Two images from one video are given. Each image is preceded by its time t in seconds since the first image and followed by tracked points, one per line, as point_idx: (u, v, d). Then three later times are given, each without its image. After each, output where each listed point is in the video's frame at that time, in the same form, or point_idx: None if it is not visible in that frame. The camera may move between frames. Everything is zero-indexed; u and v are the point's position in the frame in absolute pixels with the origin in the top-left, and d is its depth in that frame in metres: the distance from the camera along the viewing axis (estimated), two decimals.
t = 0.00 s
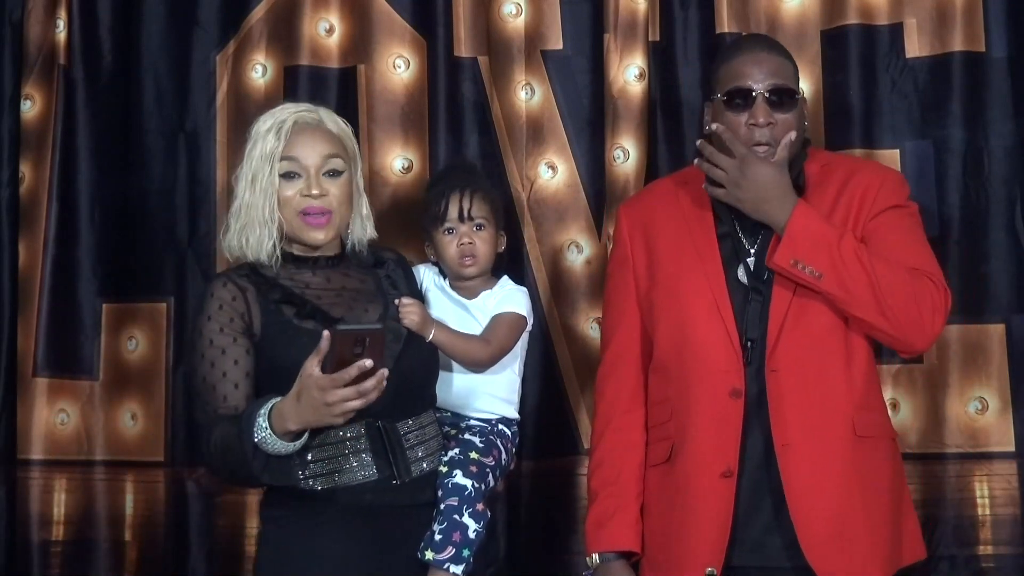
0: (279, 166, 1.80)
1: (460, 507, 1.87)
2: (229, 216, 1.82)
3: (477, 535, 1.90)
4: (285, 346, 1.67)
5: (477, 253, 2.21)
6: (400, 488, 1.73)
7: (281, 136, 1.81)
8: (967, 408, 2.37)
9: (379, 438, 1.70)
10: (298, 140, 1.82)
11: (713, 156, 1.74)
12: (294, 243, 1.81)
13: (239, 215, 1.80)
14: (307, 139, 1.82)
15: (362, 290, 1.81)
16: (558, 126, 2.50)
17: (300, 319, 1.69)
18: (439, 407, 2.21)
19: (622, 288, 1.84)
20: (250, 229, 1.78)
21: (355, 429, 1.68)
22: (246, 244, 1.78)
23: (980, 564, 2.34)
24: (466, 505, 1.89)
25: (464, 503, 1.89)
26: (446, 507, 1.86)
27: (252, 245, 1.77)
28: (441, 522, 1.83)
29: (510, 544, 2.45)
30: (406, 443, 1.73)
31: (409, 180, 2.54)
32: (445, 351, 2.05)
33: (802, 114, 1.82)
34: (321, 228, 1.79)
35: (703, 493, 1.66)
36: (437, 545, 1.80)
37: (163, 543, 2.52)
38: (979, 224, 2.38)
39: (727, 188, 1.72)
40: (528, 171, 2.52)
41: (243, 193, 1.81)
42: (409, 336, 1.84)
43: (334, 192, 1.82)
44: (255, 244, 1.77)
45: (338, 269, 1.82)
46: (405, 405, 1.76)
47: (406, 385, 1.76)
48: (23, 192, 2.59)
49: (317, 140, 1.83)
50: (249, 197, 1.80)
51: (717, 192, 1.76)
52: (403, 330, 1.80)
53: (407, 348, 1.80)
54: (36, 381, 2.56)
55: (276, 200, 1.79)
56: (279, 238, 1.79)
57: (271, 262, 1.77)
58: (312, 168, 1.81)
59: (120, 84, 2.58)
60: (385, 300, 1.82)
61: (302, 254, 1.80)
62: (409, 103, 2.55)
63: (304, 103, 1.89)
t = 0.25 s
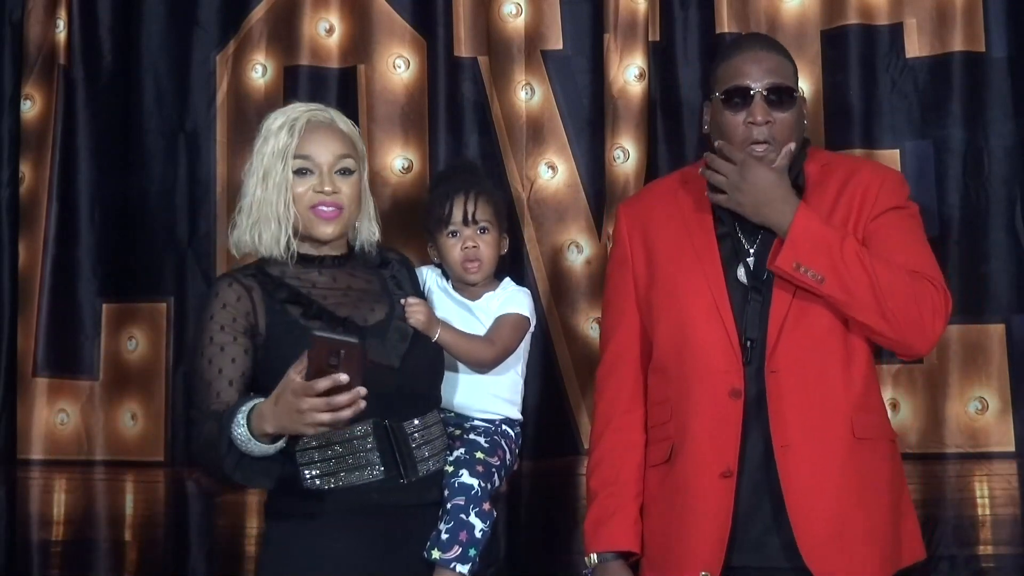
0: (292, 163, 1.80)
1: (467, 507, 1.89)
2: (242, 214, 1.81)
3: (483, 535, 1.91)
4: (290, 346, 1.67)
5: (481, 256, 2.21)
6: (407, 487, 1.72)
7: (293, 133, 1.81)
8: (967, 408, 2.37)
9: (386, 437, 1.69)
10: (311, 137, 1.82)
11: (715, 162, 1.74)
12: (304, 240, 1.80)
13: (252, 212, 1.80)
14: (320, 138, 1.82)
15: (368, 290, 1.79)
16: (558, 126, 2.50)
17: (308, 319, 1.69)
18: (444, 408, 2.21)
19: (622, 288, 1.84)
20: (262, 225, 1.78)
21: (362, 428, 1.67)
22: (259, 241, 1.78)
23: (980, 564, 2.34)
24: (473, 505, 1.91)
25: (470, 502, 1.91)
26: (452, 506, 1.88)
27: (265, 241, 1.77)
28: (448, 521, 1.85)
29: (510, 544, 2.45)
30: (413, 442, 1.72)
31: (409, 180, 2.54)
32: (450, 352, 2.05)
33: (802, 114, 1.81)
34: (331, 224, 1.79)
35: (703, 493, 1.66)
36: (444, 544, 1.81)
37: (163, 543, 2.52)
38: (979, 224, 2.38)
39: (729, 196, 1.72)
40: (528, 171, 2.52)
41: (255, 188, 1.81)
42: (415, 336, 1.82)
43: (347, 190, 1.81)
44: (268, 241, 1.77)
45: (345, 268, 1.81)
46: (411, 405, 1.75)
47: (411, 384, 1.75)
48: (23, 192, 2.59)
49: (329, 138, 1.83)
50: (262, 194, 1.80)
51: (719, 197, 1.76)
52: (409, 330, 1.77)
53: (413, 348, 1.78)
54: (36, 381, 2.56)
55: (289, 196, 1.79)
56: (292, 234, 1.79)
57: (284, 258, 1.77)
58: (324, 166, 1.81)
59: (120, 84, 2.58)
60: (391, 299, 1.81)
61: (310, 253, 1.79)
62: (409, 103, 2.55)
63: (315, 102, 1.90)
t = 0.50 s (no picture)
0: (295, 169, 1.78)
1: (473, 507, 1.86)
2: (245, 219, 1.79)
3: (489, 534, 1.89)
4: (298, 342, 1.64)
5: (484, 257, 2.21)
6: (414, 487, 1.72)
7: (296, 138, 1.79)
8: (967, 408, 2.37)
9: (393, 436, 1.69)
10: (314, 143, 1.79)
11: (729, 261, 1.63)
12: (308, 246, 1.80)
13: (256, 218, 1.77)
14: (323, 142, 1.79)
15: (373, 289, 1.81)
16: (558, 126, 2.50)
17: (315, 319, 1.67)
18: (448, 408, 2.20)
19: (619, 287, 1.86)
20: (267, 232, 1.76)
21: (369, 427, 1.68)
22: (264, 248, 1.76)
23: (980, 563, 2.34)
24: (478, 504, 1.89)
25: (476, 502, 1.89)
26: (458, 506, 1.86)
27: (270, 248, 1.75)
28: (454, 521, 1.83)
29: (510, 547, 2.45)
30: (419, 442, 1.73)
31: (409, 180, 2.55)
32: (455, 351, 2.05)
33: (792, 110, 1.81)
34: (336, 232, 1.78)
35: (702, 494, 1.66)
36: (449, 544, 1.79)
37: (163, 543, 2.52)
38: (979, 224, 2.38)
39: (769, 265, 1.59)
40: (528, 171, 2.52)
41: (258, 192, 1.78)
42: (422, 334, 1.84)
43: (350, 196, 1.80)
44: (274, 248, 1.75)
45: (350, 269, 1.81)
46: (417, 404, 1.74)
47: (417, 383, 1.75)
48: (23, 192, 2.59)
49: (332, 143, 1.80)
50: (265, 200, 1.77)
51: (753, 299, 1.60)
52: (415, 328, 1.79)
53: (419, 347, 1.79)
54: (36, 381, 2.56)
55: (293, 202, 1.77)
56: (297, 240, 1.77)
57: (289, 264, 1.75)
58: (328, 172, 1.79)
59: (120, 84, 2.58)
60: (396, 299, 1.82)
61: (315, 257, 1.79)
62: (409, 103, 2.55)
63: (316, 103, 1.86)
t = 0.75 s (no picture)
0: (296, 171, 1.78)
1: (478, 506, 1.92)
2: (248, 221, 1.79)
3: (495, 534, 1.93)
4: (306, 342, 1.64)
5: (487, 259, 2.21)
6: (421, 486, 1.71)
7: (297, 141, 1.79)
8: (967, 408, 2.38)
9: (399, 435, 1.68)
10: (313, 145, 1.79)
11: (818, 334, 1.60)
12: (309, 248, 1.80)
13: (258, 220, 1.78)
14: (322, 145, 1.79)
15: (377, 291, 1.80)
16: (559, 126, 2.50)
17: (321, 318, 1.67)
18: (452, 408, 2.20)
19: (620, 287, 1.86)
20: (267, 234, 1.76)
21: (375, 427, 1.66)
22: (265, 250, 1.76)
23: (980, 563, 2.34)
24: (484, 504, 1.94)
25: (482, 501, 1.94)
26: (465, 506, 1.91)
27: (270, 251, 1.75)
28: (461, 520, 1.88)
29: (510, 545, 2.46)
30: (425, 441, 1.71)
31: (410, 180, 2.55)
32: (459, 351, 2.04)
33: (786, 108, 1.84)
34: (336, 234, 1.78)
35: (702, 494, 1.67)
36: (456, 543, 1.84)
37: (163, 543, 2.52)
38: (979, 224, 2.38)
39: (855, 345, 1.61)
40: (528, 171, 2.52)
41: (259, 195, 1.79)
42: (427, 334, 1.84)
43: (350, 197, 1.79)
44: (274, 250, 1.75)
45: (353, 270, 1.80)
46: (421, 403, 1.73)
47: (421, 383, 1.73)
48: (23, 192, 2.59)
49: (332, 145, 1.80)
50: (266, 203, 1.78)
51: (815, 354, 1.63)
52: (420, 328, 1.77)
53: (425, 346, 1.78)
54: (36, 381, 2.56)
55: (293, 205, 1.77)
56: (297, 243, 1.77)
57: (289, 267, 1.74)
58: (327, 174, 1.78)
59: (121, 84, 2.58)
60: (400, 300, 1.82)
61: (315, 258, 1.78)
62: (409, 103, 2.55)
63: (318, 106, 1.87)
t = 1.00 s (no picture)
0: (302, 170, 1.78)
1: (484, 505, 1.93)
2: (253, 219, 1.79)
3: (500, 533, 1.95)
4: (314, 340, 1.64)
5: (489, 260, 2.21)
6: (427, 486, 1.71)
7: (304, 140, 1.78)
8: (967, 408, 2.37)
9: (406, 435, 1.68)
10: (320, 145, 1.79)
11: (850, 345, 1.58)
12: (313, 247, 1.79)
13: (263, 218, 1.77)
14: (329, 146, 1.79)
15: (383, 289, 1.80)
16: (558, 126, 2.50)
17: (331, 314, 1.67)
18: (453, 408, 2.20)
19: (628, 281, 1.85)
20: (272, 233, 1.76)
21: (382, 427, 1.66)
22: (270, 248, 1.76)
23: (980, 563, 2.34)
24: (490, 503, 1.95)
25: (487, 500, 1.95)
26: (470, 505, 1.92)
27: (275, 249, 1.74)
28: (466, 519, 1.89)
29: (510, 543, 2.45)
30: (431, 441, 1.71)
31: (409, 180, 2.55)
32: (461, 350, 2.04)
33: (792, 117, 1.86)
34: (341, 234, 1.78)
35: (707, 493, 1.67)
36: (461, 542, 1.84)
37: (162, 543, 2.52)
38: (979, 223, 2.38)
39: (882, 357, 1.59)
40: (528, 171, 2.52)
41: (265, 193, 1.78)
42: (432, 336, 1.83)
43: (356, 198, 1.79)
44: (278, 248, 1.75)
45: (358, 270, 1.80)
46: (428, 404, 1.73)
47: (428, 383, 1.73)
48: (23, 192, 2.59)
49: (339, 145, 1.80)
50: (271, 201, 1.77)
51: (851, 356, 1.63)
52: (426, 329, 1.79)
53: (431, 347, 1.78)
54: (36, 381, 2.56)
55: (298, 203, 1.76)
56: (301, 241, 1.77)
57: (293, 265, 1.74)
58: (334, 174, 1.78)
59: (121, 84, 2.58)
60: (405, 300, 1.82)
61: (319, 258, 1.77)
62: (409, 103, 2.55)
63: (326, 106, 1.87)
